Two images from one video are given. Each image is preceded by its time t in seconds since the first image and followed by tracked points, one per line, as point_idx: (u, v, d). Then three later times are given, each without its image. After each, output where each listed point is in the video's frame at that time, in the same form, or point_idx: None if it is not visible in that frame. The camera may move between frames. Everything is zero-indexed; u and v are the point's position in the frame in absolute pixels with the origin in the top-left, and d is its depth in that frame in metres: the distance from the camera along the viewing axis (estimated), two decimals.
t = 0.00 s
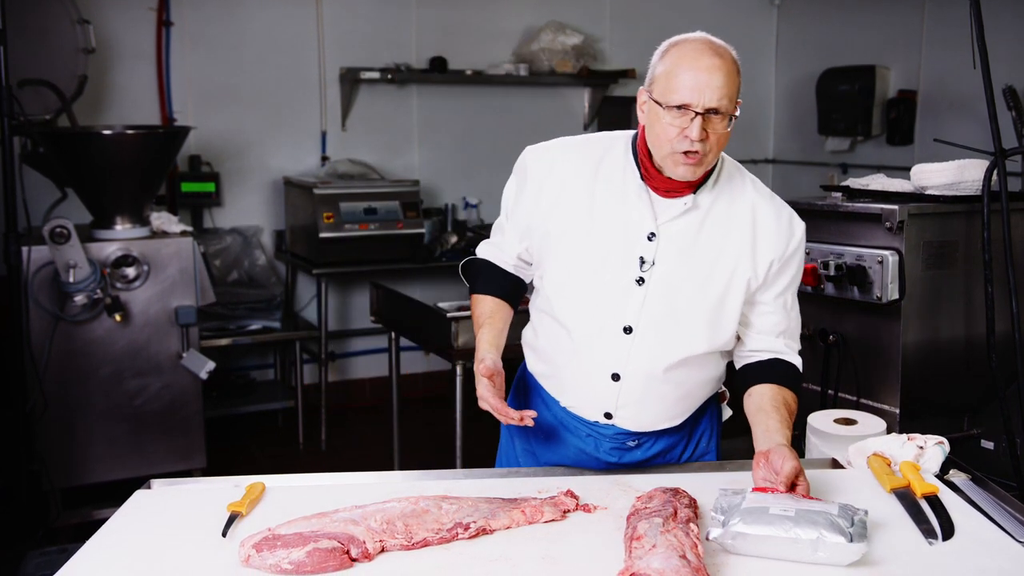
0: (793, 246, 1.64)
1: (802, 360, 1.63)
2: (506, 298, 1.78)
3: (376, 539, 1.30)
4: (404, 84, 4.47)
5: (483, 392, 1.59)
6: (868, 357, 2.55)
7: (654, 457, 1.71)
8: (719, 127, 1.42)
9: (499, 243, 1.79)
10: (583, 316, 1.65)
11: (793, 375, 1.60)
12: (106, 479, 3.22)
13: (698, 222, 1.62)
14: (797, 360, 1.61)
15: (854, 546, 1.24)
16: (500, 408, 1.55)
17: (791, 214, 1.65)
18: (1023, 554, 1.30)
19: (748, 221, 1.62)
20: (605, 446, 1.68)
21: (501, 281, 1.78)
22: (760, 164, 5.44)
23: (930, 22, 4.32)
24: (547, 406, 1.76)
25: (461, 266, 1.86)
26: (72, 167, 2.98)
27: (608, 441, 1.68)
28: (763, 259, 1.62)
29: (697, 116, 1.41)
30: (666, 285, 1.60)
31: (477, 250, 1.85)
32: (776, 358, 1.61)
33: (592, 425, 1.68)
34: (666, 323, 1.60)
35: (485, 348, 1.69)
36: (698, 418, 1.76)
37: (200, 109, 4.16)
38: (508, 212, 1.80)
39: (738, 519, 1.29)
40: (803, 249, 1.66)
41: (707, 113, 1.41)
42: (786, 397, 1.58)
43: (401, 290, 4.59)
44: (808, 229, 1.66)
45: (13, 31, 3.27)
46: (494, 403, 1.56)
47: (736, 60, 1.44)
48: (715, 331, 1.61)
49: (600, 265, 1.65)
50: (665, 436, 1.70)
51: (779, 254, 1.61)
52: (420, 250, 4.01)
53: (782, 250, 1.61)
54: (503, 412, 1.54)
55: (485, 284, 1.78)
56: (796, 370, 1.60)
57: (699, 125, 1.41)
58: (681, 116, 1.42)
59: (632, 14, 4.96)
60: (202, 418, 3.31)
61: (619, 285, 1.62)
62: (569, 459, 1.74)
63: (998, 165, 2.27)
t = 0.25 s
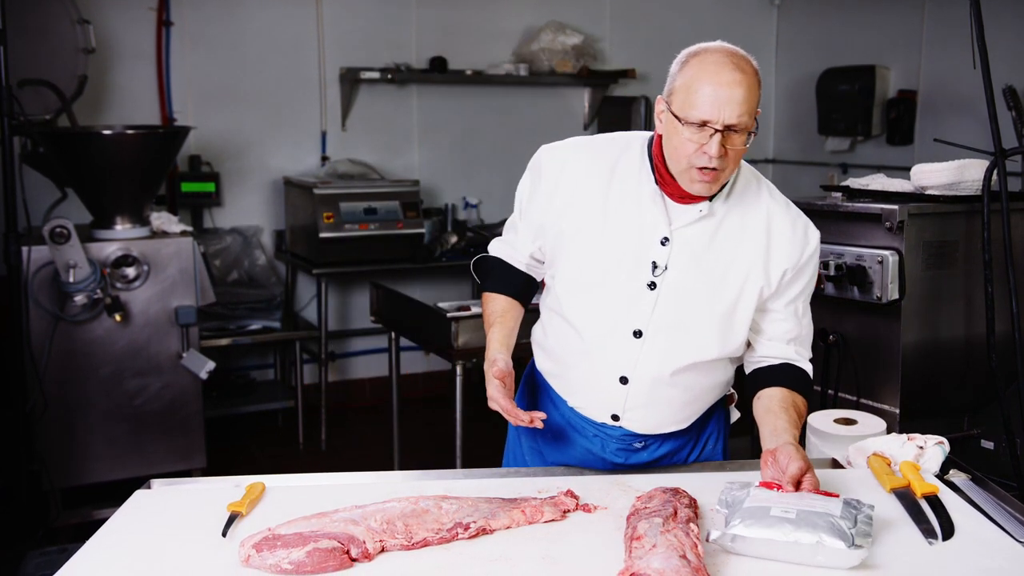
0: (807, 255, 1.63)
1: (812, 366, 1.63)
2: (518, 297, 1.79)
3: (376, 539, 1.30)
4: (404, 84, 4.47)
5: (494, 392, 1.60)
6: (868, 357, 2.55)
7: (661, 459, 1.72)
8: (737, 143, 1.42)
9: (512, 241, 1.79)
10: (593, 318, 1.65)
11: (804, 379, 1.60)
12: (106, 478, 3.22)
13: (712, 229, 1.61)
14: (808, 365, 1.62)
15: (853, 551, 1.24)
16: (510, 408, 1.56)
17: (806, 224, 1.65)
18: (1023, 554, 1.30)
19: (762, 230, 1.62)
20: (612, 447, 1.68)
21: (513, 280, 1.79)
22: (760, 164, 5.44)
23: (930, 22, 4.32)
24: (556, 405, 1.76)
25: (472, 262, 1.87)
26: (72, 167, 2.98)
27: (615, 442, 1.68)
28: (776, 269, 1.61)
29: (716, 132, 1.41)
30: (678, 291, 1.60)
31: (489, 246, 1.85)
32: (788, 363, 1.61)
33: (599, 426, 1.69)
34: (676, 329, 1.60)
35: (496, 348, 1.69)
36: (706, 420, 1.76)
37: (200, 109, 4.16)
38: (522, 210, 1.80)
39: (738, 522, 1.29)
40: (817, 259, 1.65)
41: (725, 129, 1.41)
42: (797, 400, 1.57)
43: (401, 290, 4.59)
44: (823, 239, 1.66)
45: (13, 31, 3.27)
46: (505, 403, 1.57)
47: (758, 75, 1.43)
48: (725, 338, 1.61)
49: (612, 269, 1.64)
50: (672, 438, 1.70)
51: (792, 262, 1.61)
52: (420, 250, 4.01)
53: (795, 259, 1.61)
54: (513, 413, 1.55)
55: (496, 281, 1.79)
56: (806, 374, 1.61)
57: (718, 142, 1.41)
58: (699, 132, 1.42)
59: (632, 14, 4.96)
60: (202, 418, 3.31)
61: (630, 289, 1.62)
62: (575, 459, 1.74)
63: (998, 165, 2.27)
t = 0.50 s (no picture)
0: (815, 260, 1.63)
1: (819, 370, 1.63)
2: (523, 296, 1.78)
3: (376, 539, 1.30)
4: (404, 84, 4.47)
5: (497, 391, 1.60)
6: (868, 357, 2.55)
7: (664, 459, 1.72)
8: (753, 145, 1.42)
9: (519, 240, 1.80)
10: (600, 319, 1.65)
11: (812, 384, 1.60)
12: (105, 478, 3.22)
13: (721, 231, 1.61)
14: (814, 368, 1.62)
15: (874, 556, 1.22)
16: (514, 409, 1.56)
17: (815, 228, 1.65)
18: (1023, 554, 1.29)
19: (771, 234, 1.62)
20: (615, 448, 1.69)
21: (518, 279, 1.78)
22: (760, 164, 5.44)
23: (930, 22, 4.32)
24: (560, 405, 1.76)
25: (477, 259, 1.87)
26: (72, 166, 2.98)
27: (618, 443, 1.68)
28: (784, 273, 1.61)
29: (731, 135, 1.40)
30: (686, 293, 1.60)
31: (496, 244, 1.85)
32: (797, 367, 1.61)
33: (603, 427, 1.69)
34: (683, 331, 1.60)
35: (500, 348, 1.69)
36: (710, 422, 1.77)
37: (200, 109, 4.16)
38: (530, 209, 1.81)
39: (756, 526, 1.28)
40: (825, 264, 1.65)
41: (740, 132, 1.40)
42: (806, 404, 1.58)
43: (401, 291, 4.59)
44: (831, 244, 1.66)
45: (13, 31, 3.27)
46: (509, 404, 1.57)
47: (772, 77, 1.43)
48: (732, 341, 1.61)
49: (620, 270, 1.64)
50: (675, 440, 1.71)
51: (800, 267, 1.61)
52: (420, 250, 4.01)
53: (804, 264, 1.61)
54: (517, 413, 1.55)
55: (502, 280, 1.79)
56: (814, 379, 1.61)
57: (733, 144, 1.41)
58: (714, 135, 1.42)
59: (632, 14, 4.96)
60: (202, 418, 3.31)
61: (638, 291, 1.62)
62: (578, 459, 1.75)
63: (998, 165, 2.27)
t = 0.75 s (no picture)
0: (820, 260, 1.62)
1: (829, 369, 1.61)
2: (523, 296, 1.79)
3: (376, 539, 1.30)
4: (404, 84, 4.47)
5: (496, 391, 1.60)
6: (867, 357, 2.56)
7: (664, 459, 1.71)
8: (756, 145, 1.42)
9: (521, 238, 1.80)
10: (601, 318, 1.65)
11: (824, 383, 1.57)
12: (105, 478, 3.22)
13: (724, 231, 1.60)
14: (826, 369, 1.59)
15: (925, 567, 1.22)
16: (512, 408, 1.56)
17: (819, 229, 1.64)
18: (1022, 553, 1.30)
19: (775, 234, 1.61)
20: (616, 447, 1.68)
21: (519, 278, 1.79)
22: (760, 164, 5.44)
23: (930, 21, 4.32)
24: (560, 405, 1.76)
25: (479, 257, 1.87)
26: (72, 166, 2.98)
27: (619, 443, 1.68)
28: (788, 273, 1.60)
29: (735, 135, 1.40)
30: (688, 293, 1.59)
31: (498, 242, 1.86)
32: (811, 369, 1.58)
33: (604, 426, 1.69)
34: (685, 332, 1.59)
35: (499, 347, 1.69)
36: (710, 422, 1.77)
37: (200, 109, 4.16)
38: (532, 207, 1.81)
39: (801, 537, 1.28)
40: (830, 265, 1.64)
41: (743, 132, 1.40)
42: (824, 405, 1.55)
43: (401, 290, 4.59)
44: (835, 245, 1.65)
45: (13, 30, 3.27)
46: (508, 403, 1.57)
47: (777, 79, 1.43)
48: (735, 341, 1.60)
49: (623, 270, 1.64)
50: (675, 439, 1.71)
51: (804, 267, 1.60)
52: (420, 250, 4.02)
53: (808, 263, 1.60)
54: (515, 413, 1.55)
55: (503, 278, 1.79)
56: (827, 379, 1.59)
57: (737, 144, 1.41)
58: (719, 135, 1.42)
59: (632, 14, 4.96)
60: (202, 418, 3.31)
61: (640, 291, 1.62)
62: (578, 459, 1.75)
63: (998, 165, 2.27)
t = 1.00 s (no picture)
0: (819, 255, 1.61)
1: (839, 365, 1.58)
2: (521, 297, 1.78)
3: (376, 539, 1.30)
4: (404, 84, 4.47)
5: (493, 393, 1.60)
6: (867, 357, 2.56)
7: (664, 459, 1.71)
8: (741, 130, 1.41)
9: (519, 240, 1.80)
10: (599, 317, 1.64)
11: (837, 380, 1.52)
12: (105, 478, 3.22)
13: (721, 227, 1.60)
14: (836, 365, 1.56)
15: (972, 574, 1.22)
16: (508, 409, 1.55)
17: (818, 224, 1.63)
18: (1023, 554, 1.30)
19: (773, 230, 1.60)
20: (616, 447, 1.68)
21: (517, 280, 1.78)
22: (760, 164, 5.44)
23: (930, 21, 4.32)
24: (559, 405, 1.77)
25: (478, 259, 1.87)
26: (72, 166, 2.98)
27: (618, 442, 1.68)
28: (787, 269, 1.59)
29: (719, 117, 1.40)
30: (686, 291, 1.59)
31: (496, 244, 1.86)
32: (824, 369, 1.54)
33: (603, 425, 1.69)
34: (683, 329, 1.59)
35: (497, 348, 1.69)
36: (710, 422, 1.77)
37: (200, 109, 4.16)
38: (530, 208, 1.81)
39: (845, 545, 1.28)
40: (829, 260, 1.63)
41: (729, 116, 1.41)
42: (842, 407, 1.51)
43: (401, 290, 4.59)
44: (835, 240, 1.64)
45: (13, 30, 3.27)
46: (504, 404, 1.57)
47: (768, 68, 1.43)
48: (733, 338, 1.60)
49: (620, 268, 1.64)
50: (675, 439, 1.70)
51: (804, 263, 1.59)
52: (420, 250, 4.03)
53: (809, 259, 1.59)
54: (510, 413, 1.55)
55: (501, 280, 1.79)
56: (841, 377, 1.54)
57: (720, 127, 1.41)
58: (704, 117, 1.42)
59: (632, 14, 4.96)
60: (202, 418, 3.31)
61: (638, 289, 1.62)
62: (579, 459, 1.75)
63: (998, 165, 2.27)
